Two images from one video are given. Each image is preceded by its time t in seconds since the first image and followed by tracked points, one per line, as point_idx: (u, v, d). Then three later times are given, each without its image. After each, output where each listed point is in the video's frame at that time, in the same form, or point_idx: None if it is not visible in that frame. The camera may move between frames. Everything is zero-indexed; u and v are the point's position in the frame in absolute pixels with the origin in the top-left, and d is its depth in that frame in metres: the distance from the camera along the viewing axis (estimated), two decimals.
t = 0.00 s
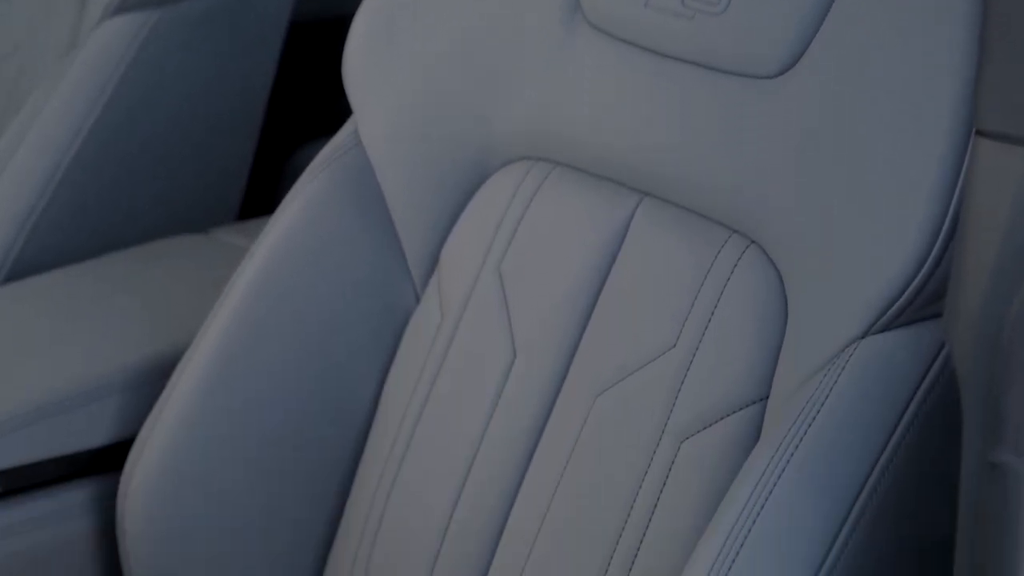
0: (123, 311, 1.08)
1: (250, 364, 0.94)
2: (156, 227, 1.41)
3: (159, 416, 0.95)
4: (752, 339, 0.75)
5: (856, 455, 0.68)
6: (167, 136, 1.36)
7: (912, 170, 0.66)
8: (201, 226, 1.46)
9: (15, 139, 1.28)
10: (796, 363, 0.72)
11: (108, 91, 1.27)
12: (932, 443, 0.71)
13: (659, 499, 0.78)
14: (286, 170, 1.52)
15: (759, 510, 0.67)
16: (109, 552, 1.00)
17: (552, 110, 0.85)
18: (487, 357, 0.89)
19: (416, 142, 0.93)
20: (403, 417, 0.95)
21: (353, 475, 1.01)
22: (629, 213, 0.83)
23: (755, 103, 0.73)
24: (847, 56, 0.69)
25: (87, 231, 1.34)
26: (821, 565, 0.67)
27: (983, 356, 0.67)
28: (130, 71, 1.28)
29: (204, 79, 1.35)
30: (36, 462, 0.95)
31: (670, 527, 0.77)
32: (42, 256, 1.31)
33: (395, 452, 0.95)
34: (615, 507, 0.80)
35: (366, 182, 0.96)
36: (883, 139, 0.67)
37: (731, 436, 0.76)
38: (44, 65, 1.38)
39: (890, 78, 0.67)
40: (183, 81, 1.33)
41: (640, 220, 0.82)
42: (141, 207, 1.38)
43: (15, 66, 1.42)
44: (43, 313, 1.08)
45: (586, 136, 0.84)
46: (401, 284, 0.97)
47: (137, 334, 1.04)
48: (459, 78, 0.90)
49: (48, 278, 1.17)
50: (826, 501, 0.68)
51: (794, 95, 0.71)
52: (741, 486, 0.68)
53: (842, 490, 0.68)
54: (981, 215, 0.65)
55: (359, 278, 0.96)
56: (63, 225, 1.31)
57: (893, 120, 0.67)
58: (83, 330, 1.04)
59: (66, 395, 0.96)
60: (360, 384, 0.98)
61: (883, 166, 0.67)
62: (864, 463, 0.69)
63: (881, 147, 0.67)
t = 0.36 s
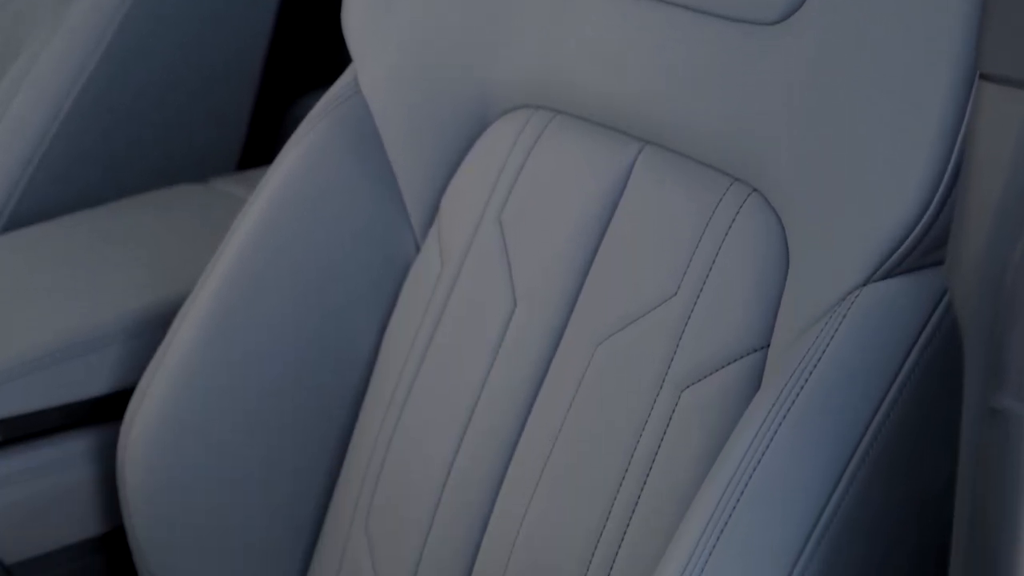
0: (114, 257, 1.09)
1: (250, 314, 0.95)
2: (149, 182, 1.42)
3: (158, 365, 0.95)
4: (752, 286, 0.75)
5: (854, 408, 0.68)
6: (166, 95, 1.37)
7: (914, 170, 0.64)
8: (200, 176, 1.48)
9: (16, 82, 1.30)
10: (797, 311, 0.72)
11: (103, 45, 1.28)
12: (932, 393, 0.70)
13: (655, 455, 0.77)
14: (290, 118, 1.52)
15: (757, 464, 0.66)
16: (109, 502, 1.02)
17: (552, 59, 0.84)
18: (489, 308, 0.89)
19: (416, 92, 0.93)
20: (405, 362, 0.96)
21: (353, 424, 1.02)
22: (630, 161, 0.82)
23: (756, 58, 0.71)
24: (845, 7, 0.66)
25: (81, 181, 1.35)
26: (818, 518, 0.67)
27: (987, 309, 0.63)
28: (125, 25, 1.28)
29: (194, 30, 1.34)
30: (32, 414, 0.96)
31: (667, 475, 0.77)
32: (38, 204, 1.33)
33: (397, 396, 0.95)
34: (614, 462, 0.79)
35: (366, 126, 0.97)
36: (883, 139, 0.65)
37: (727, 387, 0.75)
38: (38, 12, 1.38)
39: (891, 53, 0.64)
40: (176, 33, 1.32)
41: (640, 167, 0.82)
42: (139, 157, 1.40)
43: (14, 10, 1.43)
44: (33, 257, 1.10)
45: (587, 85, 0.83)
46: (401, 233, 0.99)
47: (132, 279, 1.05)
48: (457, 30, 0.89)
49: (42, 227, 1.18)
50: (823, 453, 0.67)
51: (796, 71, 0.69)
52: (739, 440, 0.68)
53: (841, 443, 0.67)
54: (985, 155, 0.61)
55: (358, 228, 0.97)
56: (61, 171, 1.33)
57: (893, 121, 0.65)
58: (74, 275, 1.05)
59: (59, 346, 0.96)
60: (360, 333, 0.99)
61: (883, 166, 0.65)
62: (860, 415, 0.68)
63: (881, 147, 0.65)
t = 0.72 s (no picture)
0: (107, 210, 1.10)
1: (251, 261, 0.95)
2: (138, 135, 1.44)
3: (158, 314, 0.95)
4: (754, 235, 0.74)
5: (856, 357, 0.67)
6: (153, 56, 1.39)
7: (909, 155, 0.63)
8: (198, 125, 1.49)
9: (13, 27, 1.30)
10: (796, 262, 0.71)
11: None
12: (936, 342, 0.69)
13: (654, 410, 0.77)
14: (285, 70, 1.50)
15: (753, 420, 0.66)
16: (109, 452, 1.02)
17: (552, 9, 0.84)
18: (489, 257, 0.89)
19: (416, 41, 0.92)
20: (405, 313, 0.96)
21: (354, 372, 1.02)
22: (632, 110, 0.82)
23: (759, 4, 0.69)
24: None
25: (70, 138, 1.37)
26: (818, 472, 0.66)
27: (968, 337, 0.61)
28: None
29: None
30: (34, 361, 0.97)
31: (664, 432, 0.76)
32: (30, 158, 1.34)
33: (399, 344, 0.95)
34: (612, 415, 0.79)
35: (366, 76, 0.96)
36: (883, 126, 0.64)
37: (730, 334, 0.74)
38: None
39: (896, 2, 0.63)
40: None
41: (641, 116, 0.82)
42: (135, 108, 1.41)
43: None
44: (23, 212, 1.11)
45: (588, 33, 0.82)
46: (400, 181, 0.99)
47: (124, 229, 1.06)
48: None
49: (31, 180, 1.19)
50: (823, 406, 0.66)
51: (787, 73, 0.69)
52: (736, 396, 0.67)
53: (843, 393, 0.66)
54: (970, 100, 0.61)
55: (359, 177, 0.97)
56: (58, 121, 1.35)
57: (893, 108, 0.64)
58: (65, 227, 1.06)
59: (56, 297, 0.98)
60: (359, 282, 0.99)
61: (883, 153, 0.65)
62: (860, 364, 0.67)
63: (881, 135, 0.64)
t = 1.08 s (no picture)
0: (104, 159, 1.10)
1: (251, 205, 0.95)
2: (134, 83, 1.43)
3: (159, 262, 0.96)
4: (755, 184, 0.73)
5: (856, 305, 0.66)
6: (145, 4, 1.38)
7: (909, 109, 0.63)
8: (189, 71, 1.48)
9: None
10: (796, 214, 0.71)
11: None
12: (941, 287, 0.68)
13: (655, 360, 0.77)
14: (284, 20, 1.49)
15: (751, 373, 0.65)
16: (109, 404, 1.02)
17: None
18: (489, 207, 0.89)
19: None
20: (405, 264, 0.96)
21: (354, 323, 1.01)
22: (634, 59, 0.82)
23: None
24: None
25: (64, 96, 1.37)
26: (818, 423, 0.66)
27: (968, 290, 0.53)
28: None
29: None
30: (31, 313, 0.97)
31: (664, 385, 0.76)
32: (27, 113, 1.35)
33: (399, 295, 0.95)
34: (611, 365, 0.79)
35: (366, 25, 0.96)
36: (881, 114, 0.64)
37: (730, 284, 0.74)
38: None
39: None
40: None
41: (641, 66, 0.81)
42: (132, 58, 1.41)
43: None
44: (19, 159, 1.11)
45: None
46: (400, 132, 0.98)
47: (122, 180, 1.06)
48: None
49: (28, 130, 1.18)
50: (822, 357, 0.66)
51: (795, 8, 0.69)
52: (735, 345, 0.67)
53: (843, 341, 0.66)
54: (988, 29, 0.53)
55: (357, 127, 0.97)
56: (56, 71, 1.35)
57: (892, 97, 0.64)
58: (61, 176, 1.07)
59: (53, 249, 0.98)
60: (358, 232, 0.99)
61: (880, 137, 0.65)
62: (860, 314, 0.66)
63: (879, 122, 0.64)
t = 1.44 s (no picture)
0: (101, 113, 1.10)
1: (248, 158, 0.95)
2: (135, 35, 1.43)
3: (160, 216, 0.95)
4: (758, 134, 0.73)
5: (860, 256, 0.66)
6: None
7: (909, 65, 0.63)
8: (191, 25, 1.48)
9: None
10: (797, 168, 0.70)
11: None
12: (948, 239, 0.68)
13: (658, 313, 0.76)
14: None
15: (753, 329, 0.65)
16: (110, 358, 1.04)
17: None
18: (491, 159, 0.89)
19: None
20: (408, 216, 0.95)
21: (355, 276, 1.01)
22: (636, 11, 0.82)
23: None
24: None
25: (59, 57, 1.36)
26: (820, 379, 0.66)
27: (973, 237, 0.48)
28: None
29: None
30: (32, 267, 0.98)
31: (667, 339, 0.75)
32: (22, 70, 1.33)
33: (403, 245, 0.95)
34: (612, 318, 0.78)
35: None
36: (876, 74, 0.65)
37: (733, 237, 0.73)
38: None
39: None
40: None
41: (644, 18, 0.81)
42: (130, 11, 1.41)
43: None
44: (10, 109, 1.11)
45: None
46: (402, 83, 0.98)
47: (120, 132, 1.06)
48: None
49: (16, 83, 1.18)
50: (825, 312, 0.65)
51: None
52: (743, 291, 0.66)
53: (846, 294, 0.66)
54: None
55: (357, 80, 0.97)
56: (56, 20, 1.34)
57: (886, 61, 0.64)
58: (60, 126, 1.07)
59: (54, 202, 0.99)
60: (360, 182, 0.99)
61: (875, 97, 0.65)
62: (865, 267, 0.66)
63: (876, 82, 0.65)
